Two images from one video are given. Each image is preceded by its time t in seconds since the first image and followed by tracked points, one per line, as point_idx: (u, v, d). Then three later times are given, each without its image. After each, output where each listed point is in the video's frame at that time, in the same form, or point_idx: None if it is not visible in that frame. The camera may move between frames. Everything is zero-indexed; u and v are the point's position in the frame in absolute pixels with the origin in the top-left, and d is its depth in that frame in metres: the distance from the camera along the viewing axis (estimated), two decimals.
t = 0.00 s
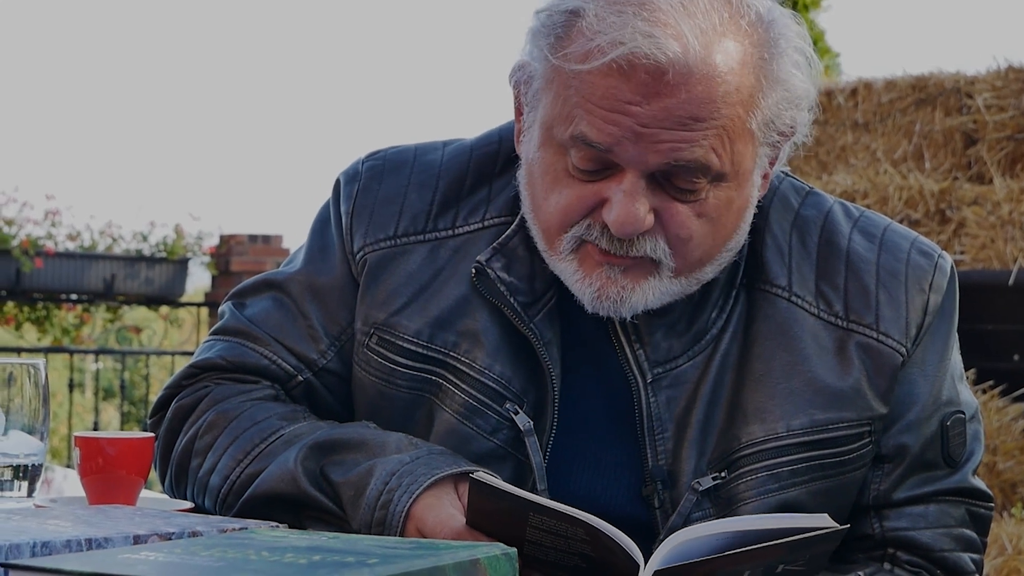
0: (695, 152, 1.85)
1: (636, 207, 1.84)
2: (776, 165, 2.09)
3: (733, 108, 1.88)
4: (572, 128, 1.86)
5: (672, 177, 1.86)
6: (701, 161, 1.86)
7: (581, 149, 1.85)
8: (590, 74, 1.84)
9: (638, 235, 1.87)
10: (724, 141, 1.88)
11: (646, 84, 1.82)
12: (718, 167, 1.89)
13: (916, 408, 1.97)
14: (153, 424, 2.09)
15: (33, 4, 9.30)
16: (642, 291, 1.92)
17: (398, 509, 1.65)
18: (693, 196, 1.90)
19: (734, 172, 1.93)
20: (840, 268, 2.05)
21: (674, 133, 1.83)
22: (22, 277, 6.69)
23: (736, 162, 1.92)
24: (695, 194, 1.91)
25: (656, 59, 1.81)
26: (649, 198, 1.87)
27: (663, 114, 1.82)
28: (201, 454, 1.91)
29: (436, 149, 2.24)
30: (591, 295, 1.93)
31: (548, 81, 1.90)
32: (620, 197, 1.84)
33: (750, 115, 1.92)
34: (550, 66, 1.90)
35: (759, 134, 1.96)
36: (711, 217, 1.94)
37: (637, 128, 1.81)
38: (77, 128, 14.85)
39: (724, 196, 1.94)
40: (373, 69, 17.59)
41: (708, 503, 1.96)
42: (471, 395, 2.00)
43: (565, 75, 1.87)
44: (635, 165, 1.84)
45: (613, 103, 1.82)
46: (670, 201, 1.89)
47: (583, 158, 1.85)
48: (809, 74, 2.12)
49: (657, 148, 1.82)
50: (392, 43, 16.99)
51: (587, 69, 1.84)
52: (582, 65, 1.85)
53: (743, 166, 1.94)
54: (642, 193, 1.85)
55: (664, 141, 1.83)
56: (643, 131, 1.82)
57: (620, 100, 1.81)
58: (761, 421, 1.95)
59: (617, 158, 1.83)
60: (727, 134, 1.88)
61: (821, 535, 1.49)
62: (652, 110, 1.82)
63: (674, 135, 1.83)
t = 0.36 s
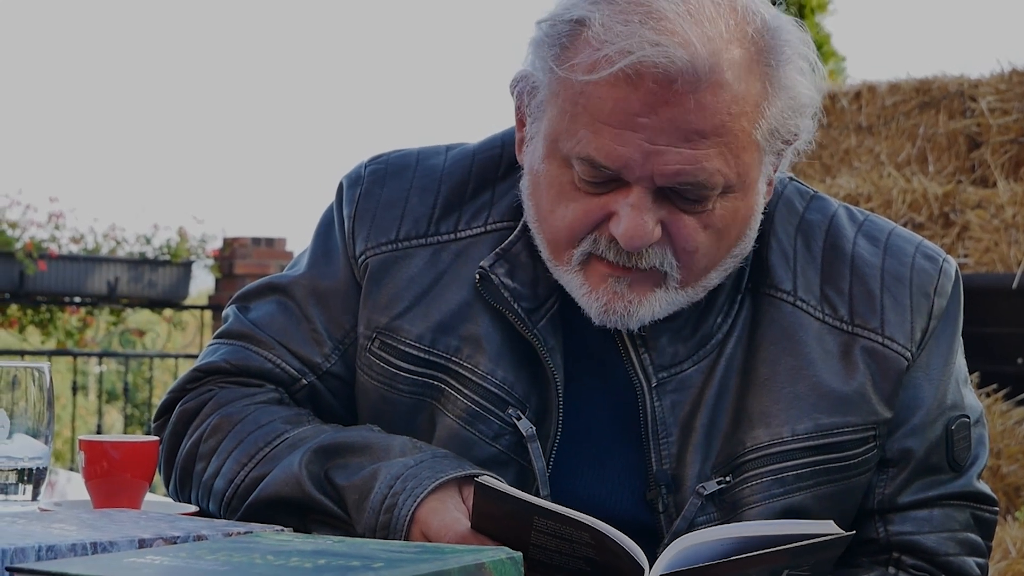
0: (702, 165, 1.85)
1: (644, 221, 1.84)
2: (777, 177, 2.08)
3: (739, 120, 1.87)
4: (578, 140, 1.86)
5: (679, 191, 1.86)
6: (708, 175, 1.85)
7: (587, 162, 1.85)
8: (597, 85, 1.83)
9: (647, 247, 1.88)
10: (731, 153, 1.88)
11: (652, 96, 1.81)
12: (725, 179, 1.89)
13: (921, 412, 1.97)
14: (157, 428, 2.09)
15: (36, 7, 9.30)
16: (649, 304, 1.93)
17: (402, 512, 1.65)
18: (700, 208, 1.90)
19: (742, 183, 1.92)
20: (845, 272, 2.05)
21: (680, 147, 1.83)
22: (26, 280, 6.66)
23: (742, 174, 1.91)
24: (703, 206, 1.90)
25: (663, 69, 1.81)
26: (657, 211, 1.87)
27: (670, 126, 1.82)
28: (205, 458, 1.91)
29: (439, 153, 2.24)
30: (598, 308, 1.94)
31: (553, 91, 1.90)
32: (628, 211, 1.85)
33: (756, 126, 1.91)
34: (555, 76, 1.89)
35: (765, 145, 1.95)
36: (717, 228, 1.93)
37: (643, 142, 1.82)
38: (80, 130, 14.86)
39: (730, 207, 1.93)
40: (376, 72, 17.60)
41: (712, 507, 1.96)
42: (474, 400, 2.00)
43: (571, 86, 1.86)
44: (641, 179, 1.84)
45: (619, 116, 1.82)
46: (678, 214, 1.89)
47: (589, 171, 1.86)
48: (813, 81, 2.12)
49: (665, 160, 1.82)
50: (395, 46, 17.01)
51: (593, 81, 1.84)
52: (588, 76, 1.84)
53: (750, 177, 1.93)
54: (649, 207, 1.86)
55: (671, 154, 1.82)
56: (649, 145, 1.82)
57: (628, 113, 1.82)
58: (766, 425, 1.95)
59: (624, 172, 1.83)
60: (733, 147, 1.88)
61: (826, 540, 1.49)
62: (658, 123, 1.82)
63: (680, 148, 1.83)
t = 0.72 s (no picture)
0: (723, 177, 1.85)
1: (663, 228, 1.84)
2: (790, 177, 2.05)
3: (762, 131, 1.88)
4: (601, 144, 1.85)
5: (699, 201, 1.86)
6: (728, 186, 1.86)
7: (609, 167, 1.84)
8: (623, 89, 1.83)
9: (663, 252, 1.88)
10: (751, 165, 1.88)
11: (679, 104, 1.81)
12: (743, 191, 1.89)
13: (925, 417, 1.97)
14: (159, 429, 2.09)
15: (38, 9, 9.31)
16: (664, 304, 1.93)
17: (404, 516, 1.65)
18: (717, 217, 1.90)
19: (759, 193, 1.92)
20: (849, 277, 2.05)
21: (703, 157, 1.83)
22: (28, 282, 6.68)
23: (760, 185, 1.92)
24: (720, 215, 1.91)
25: (693, 77, 1.81)
26: (676, 218, 1.87)
27: (695, 135, 1.82)
28: (208, 460, 1.91)
29: (445, 157, 2.24)
30: (611, 306, 1.94)
31: (576, 92, 1.89)
32: (647, 216, 1.84)
33: (778, 138, 1.91)
34: (580, 77, 1.89)
35: (784, 154, 1.95)
36: (733, 236, 1.93)
37: (667, 150, 1.81)
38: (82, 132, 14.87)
39: (746, 215, 1.93)
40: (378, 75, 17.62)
41: (715, 511, 1.96)
42: (479, 403, 2.00)
43: (597, 88, 1.86)
44: (663, 187, 1.83)
45: (644, 122, 1.81)
46: (696, 222, 1.89)
47: (610, 176, 1.85)
48: (833, 92, 2.13)
49: (688, 169, 1.82)
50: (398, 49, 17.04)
51: (620, 84, 1.83)
52: (616, 78, 1.84)
53: (767, 187, 1.93)
54: (669, 215, 1.86)
55: (694, 164, 1.82)
56: (673, 154, 1.82)
57: (654, 118, 1.81)
58: (770, 429, 1.96)
59: (646, 179, 1.83)
60: (753, 158, 1.88)
61: (827, 542, 1.49)
62: (684, 131, 1.82)
63: (703, 158, 1.83)
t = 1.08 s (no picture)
0: (723, 182, 1.84)
1: (663, 233, 1.84)
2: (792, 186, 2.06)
3: (762, 135, 1.87)
4: (599, 150, 1.85)
5: (699, 206, 1.86)
6: (727, 192, 1.86)
7: (608, 173, 1.84)
8: (622, 94, 1.83)
9: (663, 259, 1.88)
10: (751, 170, 1.88)
11: (677, 108, 1.81)
12: (743, 196, 1.89)
13: (928, 420, 1.97)
14: (163, 431, 2.09)
15: (43, 11, 9.33)
16: (664, 311, 1.94)
17: (408, 518, 1.65)
18: (718, 222, 1.90)
19: (759, 197, 1.92)
20: (854, 281, 2.05)
21: (702, 161, 1.83)
22: (31, 282, 6.71)
23: (761, 189, 1.91)
24: (721, 220, 1.90)
25: (691, 81, 1.81)
26: (676, 223, 1.87)
27: (694, 139, 1.82)
28: (212, 462, 1.91)
29: (449, 159, 2.24)
30: (612, 313, 1.94)
31: (575, 97, 1.89)
32: (646, 222, 1.84)
33: (777, 141, 1.91)
34: (579, 82, 1.89)
35: (784, 159, 1.95)
36: (734, 240, 1.93)
37: (666, 155, 1.81)
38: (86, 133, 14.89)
39: (747, 220, 1.93)
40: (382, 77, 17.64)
41: (719, 514, 1.96)
42: (483, 406, 2.00)
43: (595, 93, 1.86)
44: (662, 193, 1.83)
45: (643, 127, 1.81)
46: (696, 227, 1.89)
47: (609, 182, 1.85)
48: (834, 94, 2.13)
49: (687, 174, 1.82)
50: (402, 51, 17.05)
51: (619, 88, 1.83)
52: (615, 83, 1.84)
53: (768, 192, 1.93)
54: (668, 220, 1.86)
55: (694, 169, 1.82)
56: (672, 158, 1.81)
57: (653, 123, 1.81)
58: (774, 432, 1.95)
59: (645, 185, 1.83)
60: (754, 161, 1.87)
61: (832, 546, 1.49)
62: (683, 135, 1.81)
63: (702, 162, 1.82)
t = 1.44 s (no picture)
0: (727, 183, 1.84)
1: (667, 234, 1.85)
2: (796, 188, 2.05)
3: (766, 137, 1.87)
4: (603, 151, 1.85)
5: (703, 208, 1.86)
6: (732, 193, 1.86)
7: (612, 175, 1.84)
8: (626, 96, 1.83)
9: (668, 259, 1.88)
10: (755, 171, 1.88)
11: (681, 109, 1.81)
12: (748, 198, 1.89)
13: (931, 423, 1.97)
14: (167, 432, 2.09)
15: (47, 11, 9.33)
16: (672, 306, 1.93)
17: (412, 519, 1.65)
18: (723, 223, 1.90)
19: (764, 199, 1.92)
20: (857, 284, 2.05)
21: (707, 163, 1.83)
22: (35, 282, 6.68)
23: (765, 191, 1.91)
24: (726, 221, 1.90)
25: (696, 82, 1.80)
26: (681, 224, 1.87)
27: (698, 140, 1.82)
28: (216, 462, 1.91)
29: (454, 162, 2.25)
30: (618, 309, 1.94)
31: (580, 99, 1.89)
32: (651, 224, 1.85)
33: (782, 142, 1.90)
34: (584, 84, 1.89)
35: (789, 161, 1.95)
36: (740, 242, 1.93)
37: (671, 157, 1.81)
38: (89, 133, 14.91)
39: (752, 221, 1.93)
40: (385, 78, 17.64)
41: (722, 516, 1.96)
42: (487, 409, 2.00)
43: (600, 95, 1.86)
44: (667, 194, 1.83)
45: (647, 129, 1.81)
46: (700, 229, 1.89)
47: (614, 184, 1.85)
48: (839, 96, 2.12)
49: (691, 175, 1.82)
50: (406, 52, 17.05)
51: (623, 90, 1.83)
52: (619, 85, 1.84)
53: (773, 193, 1.93)
54: (673, 221, 1.86)
55: (698, 170, 1.82)
56: (676, 160, 1.81)
57: (657, 125, 1.81)
58: (777, 435, 1.95)
59: (650, 186, 1.83)
60: (758, 163, 1.87)
61: (836, 547, 1.49)
62: (687, 137, 1.81)
63: (706, 164, 1.82)
